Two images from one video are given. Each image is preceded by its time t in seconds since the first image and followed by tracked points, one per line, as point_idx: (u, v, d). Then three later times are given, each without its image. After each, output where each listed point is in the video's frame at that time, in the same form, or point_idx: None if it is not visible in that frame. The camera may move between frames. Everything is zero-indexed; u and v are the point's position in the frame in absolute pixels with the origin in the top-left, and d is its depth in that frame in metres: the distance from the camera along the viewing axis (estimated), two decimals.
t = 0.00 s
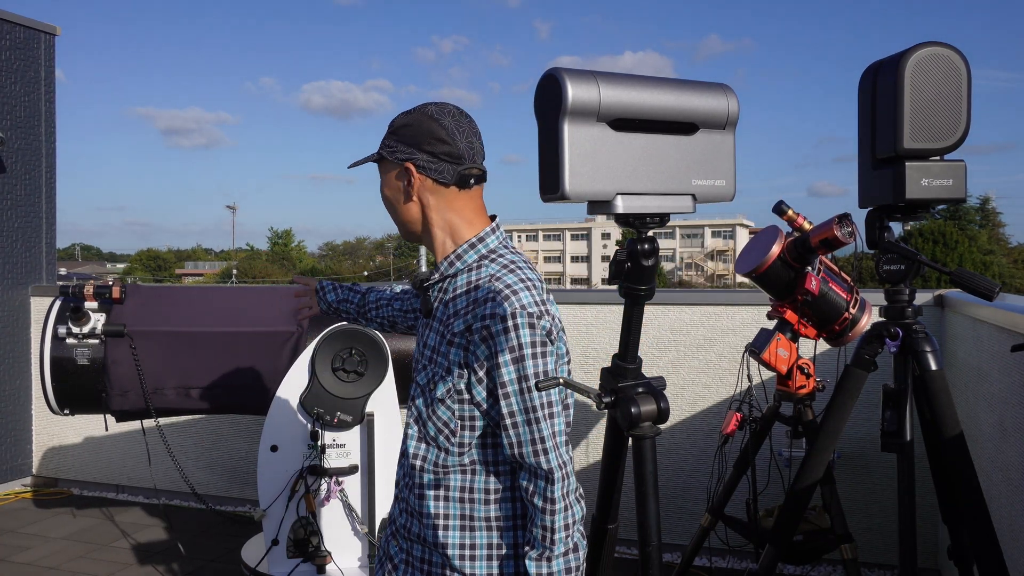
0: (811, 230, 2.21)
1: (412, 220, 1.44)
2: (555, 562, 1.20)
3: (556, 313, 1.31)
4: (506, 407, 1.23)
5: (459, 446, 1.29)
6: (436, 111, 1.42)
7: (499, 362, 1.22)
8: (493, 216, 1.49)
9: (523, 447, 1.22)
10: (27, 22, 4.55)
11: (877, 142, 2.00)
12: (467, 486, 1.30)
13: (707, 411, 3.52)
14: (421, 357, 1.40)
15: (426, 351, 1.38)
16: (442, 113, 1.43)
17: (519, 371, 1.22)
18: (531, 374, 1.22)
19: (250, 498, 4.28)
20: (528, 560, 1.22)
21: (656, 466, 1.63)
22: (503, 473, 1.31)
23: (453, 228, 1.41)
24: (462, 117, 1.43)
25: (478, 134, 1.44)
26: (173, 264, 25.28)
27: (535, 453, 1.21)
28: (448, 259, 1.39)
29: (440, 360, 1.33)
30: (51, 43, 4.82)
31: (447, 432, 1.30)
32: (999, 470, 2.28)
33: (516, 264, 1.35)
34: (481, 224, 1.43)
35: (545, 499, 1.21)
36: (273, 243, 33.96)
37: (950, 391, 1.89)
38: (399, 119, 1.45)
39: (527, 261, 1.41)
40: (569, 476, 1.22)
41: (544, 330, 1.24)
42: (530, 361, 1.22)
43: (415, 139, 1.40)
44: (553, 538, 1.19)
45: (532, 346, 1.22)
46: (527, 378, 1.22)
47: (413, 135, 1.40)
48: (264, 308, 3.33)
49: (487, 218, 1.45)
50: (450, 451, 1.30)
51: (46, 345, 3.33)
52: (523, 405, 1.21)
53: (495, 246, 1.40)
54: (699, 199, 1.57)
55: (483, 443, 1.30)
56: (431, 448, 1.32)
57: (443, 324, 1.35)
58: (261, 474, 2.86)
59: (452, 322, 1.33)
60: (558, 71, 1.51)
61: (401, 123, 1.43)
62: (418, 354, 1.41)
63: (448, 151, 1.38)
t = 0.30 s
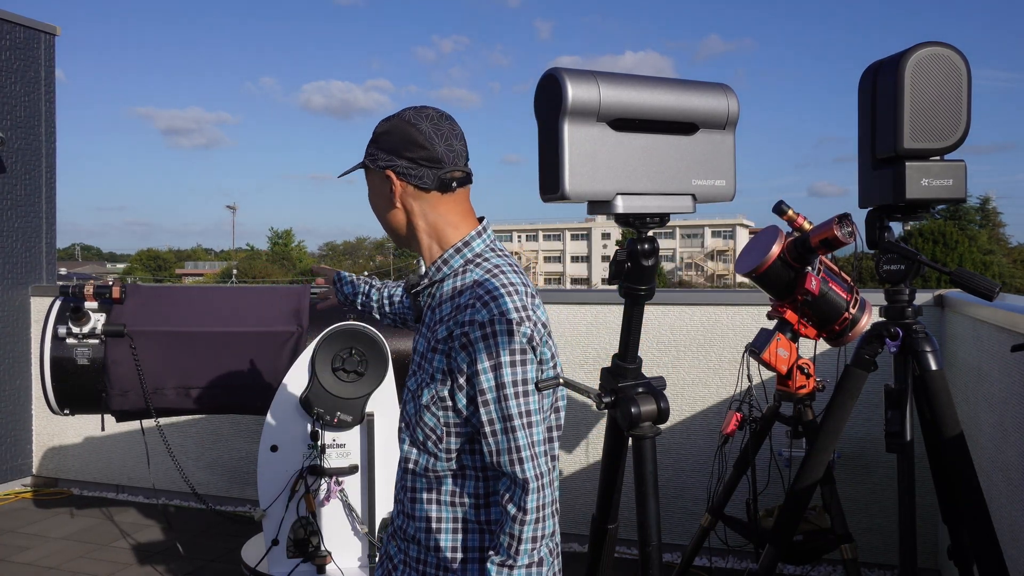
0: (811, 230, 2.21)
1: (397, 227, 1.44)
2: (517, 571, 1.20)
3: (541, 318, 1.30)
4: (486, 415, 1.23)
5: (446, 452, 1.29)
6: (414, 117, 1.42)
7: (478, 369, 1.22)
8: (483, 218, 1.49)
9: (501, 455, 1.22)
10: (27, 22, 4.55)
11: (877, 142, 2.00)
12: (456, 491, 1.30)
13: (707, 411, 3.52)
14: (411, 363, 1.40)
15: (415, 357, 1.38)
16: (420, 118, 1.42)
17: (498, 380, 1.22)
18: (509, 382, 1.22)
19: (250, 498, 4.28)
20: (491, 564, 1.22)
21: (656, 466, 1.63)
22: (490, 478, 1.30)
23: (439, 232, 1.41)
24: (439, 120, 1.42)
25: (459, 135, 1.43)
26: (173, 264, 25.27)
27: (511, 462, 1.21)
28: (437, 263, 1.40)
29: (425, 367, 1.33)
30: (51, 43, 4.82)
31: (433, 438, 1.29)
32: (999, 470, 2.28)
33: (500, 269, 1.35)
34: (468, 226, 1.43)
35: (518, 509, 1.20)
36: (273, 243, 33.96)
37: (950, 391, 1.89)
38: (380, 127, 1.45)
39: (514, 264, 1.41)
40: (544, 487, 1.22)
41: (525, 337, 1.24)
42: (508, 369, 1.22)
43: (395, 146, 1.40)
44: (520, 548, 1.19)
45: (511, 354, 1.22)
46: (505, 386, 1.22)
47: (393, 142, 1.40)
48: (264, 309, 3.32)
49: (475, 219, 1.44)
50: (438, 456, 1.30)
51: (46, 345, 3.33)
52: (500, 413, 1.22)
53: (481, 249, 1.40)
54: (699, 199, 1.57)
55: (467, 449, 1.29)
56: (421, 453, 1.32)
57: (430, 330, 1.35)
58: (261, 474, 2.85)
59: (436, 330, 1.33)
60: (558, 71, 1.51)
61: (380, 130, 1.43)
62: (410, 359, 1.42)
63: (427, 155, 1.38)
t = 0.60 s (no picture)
0: (811, 230, 2.21)
1: (395, 230, 1.43)
2: (515, 568, 1.19)
3: (543, 315, 1.31)
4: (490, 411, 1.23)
5: (449, 451, 1.29)
6: (405, 119, 1.42)
7: (483, 366, 1.23)
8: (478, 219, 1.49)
9: (504, 452, 1.22)
10: (27, 22, 4.55)
11: (877, 142, 2.00)
12: (459, 490, 1.30)
13: (707, 411, 3.52)
14: (414, 363, 1.41)
15: (417, 356, 1.38)
16: (411, 119, 1.42)
17: (502, 376, 1.22)
18: (513, 379, 1.22)
19: (250, 498, 4.28)
20: (490, 561, 1.21)
21: (656, 466, 1.63)
22: (492, 476, 1.30)
23: (438, 232, 1.41)
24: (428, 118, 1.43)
25: (450, 135, 1.44)
26: (173, 263, 25.26)
27: (514, 459, 1.21)
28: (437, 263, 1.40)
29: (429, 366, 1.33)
30: (51, 43, 4.82)
31: (437, 437, 1.29)
32: (999, 470, 2.28)
33: (501, 268, 1.36)
34: (466, 225, 1.43)
35: (519, 506, 1.20)
36: (273, 243, 33.95)
37: (950, 391, 1.89)
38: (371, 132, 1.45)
39: (515, 263, 1.41)
40: (544, 485, 1.22)
41: (528, 334, 1.24)
42: (511, 365, 1.22)
43: (389, 148, 1.39)
44: (519, 545, 1.19)
45: (513, 351, 1.22)
46: (509, 382, 1.22)
47: (387, 145, 1.40)
48: (264, 309, 3.32)
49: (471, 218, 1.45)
50: (441, 455, 1.30)
51: (46, 345, 3.33)
52: (504, 409, 1.22)
53: (482, 249, 1.40)
54: (699, 199, 1.57)
55: (468, 448, 1.29)
56: (423, 452, 1.32)
57: (433, 329, 1.35)
58: (261, 475, 2.85)
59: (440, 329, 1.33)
60: (557, 71, 1.51)
61: (371, 135, 1.43)
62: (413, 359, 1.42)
63: (423, 154, 1.38)
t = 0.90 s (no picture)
0: (811, 230, 2.21)
1: (394, 232, 1.43)
2: (546, 555, 1.20)
3: (547, 308, 1.31)
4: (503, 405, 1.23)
5: (461, 447, 1.30)
6: (394, 122, 1.43)
7: (493, 361, 1.23)
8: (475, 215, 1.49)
9: (521, 442, 1.22)
10: (27, 21, 4.55)
11: (877, 142, 2.00)
12: (473, 482, 1.31)
13: (707, 411, 3.52)
14: (421, 362, 1.40)
15: (425, 355, 1.38)
16: (401, 121, 1.44)
17: (513, 370, 1.22)
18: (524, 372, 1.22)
19: (250, 498, 4.28)
20: (518, 551, 1.22)
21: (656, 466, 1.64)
22: (506, 467, 1.31)
23: (437, 231, 1.41)
24: (419, 120, 1.44)
25: (441, 134, 1.45)
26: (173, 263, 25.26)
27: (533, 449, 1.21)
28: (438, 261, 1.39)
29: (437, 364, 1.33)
30: (51, 43, 4.82)
31: (449, 433, 1.30)
32: (999, 470, 2.28)
33: (503, 263, 1.35)
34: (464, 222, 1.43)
35: (542, 493, 1.21)
36: (273, 243, 33.97)
37: (950, 391, 1.89)
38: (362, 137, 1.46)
39: (515, 257, 1.42)
40: (564, 472, 1.22)
41: (535, 327, 1.24)
42: (521, 358, 1.21)
43: (381, 150, 1.40)
44: (546, 532, 1.19)
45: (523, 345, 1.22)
46: (520, 375, 1.21)
47: (379, 149, 1.40)
48: (264, 309, 3.32)
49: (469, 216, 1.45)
50: (453, 451, 1.30)
51: (46, 345, 3.33)
52: (518, 401, 1.22)
53: (482, 245, 1.40)
54: (699, 200, 1.57)
55: (480, 441, 1.30)
56: (435, 450, 1.33)
57: (440, 327, 1.35)
58: (261, 475, 2.86)
59: (446, 327, 1.33)
60: (558, 71, 1.52)
61: (361, 142, 1.43)
62: (419, 358, 1.42)
63: (417, 154, 1.39)
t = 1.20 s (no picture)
0: (811, 230, 2.21)
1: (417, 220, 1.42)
2: (565, 520, 1.24)
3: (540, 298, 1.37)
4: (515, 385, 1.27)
5: (464, 432, 1.32)
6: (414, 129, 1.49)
7: (501, 346, 1.27)
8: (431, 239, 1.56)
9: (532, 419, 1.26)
10: (27, 22, 4.56)
11: (877, 143, 2.00)
12: (476, 464, 1.34)
13: (707, 411, 3.52)
14: (414, 357, 1.41)
15: (418, 349, 1.39)
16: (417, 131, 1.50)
17: (524, 352, 1.26)
18: (533, 352, 1.27)
19: (250, 498, 4.28)
20: (536, 521, 1.25)
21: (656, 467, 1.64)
22: (510, 447, 1.35)
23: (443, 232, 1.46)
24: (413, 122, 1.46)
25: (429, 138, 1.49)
26: (173, 263, 25.26)
27: (546, 425, 1.25)
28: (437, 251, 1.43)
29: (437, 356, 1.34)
30: (51, 43, 4.82)
31: (451, 420, 1.31)
32: (999, 470, 2.28)
33: (495, 258, 1.40)
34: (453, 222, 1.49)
35: (557, 463, 1.26)
36: (274, 243, 33.99)
37: (950, 391, 1.89)
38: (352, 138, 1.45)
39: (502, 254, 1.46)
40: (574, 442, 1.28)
41: (537, 312, 1.30)
42: (530, 340, 1.27)
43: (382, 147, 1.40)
44: (566, 497, 1.24)
45: (532, 328, 1.28)
46: (530, 356, 1.27)
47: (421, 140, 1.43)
48: (264, 309, 3.33)
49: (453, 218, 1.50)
50: (454, 438, 1.32)
51: (46, 345, 3.33)
52: (530, 380, 1.26)
53: (471, 244, 1.44)
54: (699, 200, 1.57)
55: (482, 424, 1.33)
56: (433, 439, 1.33)
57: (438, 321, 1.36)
58: (261, 475, 2.86)
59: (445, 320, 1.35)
60: (558, 71, 1.52)
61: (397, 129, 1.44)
62: (411, 354, 1.42)
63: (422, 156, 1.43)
